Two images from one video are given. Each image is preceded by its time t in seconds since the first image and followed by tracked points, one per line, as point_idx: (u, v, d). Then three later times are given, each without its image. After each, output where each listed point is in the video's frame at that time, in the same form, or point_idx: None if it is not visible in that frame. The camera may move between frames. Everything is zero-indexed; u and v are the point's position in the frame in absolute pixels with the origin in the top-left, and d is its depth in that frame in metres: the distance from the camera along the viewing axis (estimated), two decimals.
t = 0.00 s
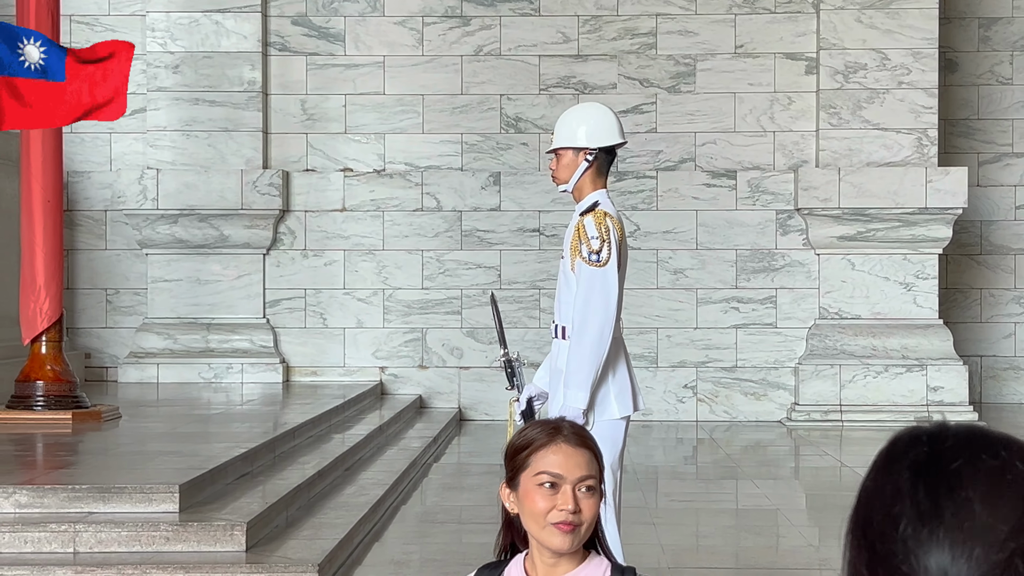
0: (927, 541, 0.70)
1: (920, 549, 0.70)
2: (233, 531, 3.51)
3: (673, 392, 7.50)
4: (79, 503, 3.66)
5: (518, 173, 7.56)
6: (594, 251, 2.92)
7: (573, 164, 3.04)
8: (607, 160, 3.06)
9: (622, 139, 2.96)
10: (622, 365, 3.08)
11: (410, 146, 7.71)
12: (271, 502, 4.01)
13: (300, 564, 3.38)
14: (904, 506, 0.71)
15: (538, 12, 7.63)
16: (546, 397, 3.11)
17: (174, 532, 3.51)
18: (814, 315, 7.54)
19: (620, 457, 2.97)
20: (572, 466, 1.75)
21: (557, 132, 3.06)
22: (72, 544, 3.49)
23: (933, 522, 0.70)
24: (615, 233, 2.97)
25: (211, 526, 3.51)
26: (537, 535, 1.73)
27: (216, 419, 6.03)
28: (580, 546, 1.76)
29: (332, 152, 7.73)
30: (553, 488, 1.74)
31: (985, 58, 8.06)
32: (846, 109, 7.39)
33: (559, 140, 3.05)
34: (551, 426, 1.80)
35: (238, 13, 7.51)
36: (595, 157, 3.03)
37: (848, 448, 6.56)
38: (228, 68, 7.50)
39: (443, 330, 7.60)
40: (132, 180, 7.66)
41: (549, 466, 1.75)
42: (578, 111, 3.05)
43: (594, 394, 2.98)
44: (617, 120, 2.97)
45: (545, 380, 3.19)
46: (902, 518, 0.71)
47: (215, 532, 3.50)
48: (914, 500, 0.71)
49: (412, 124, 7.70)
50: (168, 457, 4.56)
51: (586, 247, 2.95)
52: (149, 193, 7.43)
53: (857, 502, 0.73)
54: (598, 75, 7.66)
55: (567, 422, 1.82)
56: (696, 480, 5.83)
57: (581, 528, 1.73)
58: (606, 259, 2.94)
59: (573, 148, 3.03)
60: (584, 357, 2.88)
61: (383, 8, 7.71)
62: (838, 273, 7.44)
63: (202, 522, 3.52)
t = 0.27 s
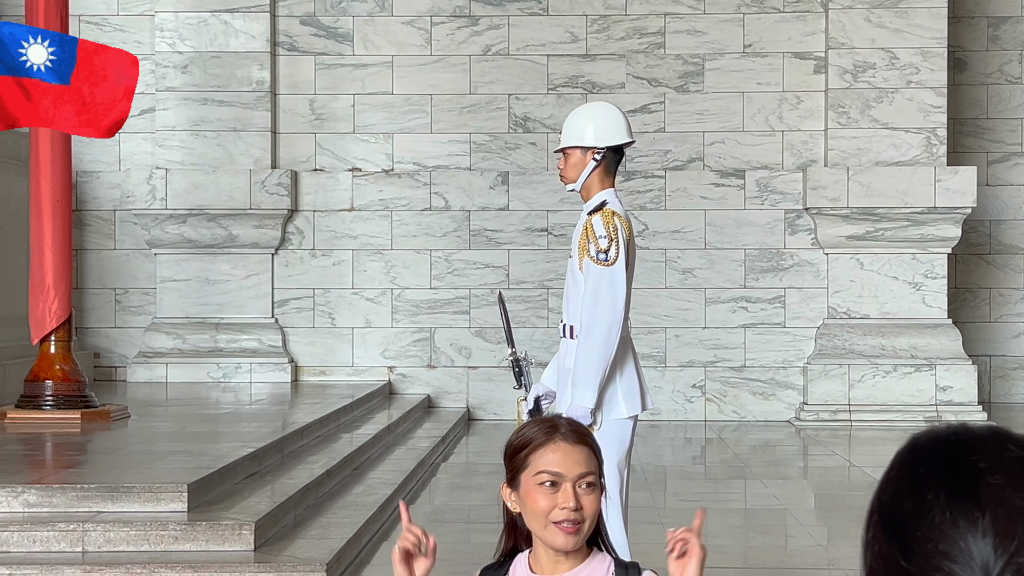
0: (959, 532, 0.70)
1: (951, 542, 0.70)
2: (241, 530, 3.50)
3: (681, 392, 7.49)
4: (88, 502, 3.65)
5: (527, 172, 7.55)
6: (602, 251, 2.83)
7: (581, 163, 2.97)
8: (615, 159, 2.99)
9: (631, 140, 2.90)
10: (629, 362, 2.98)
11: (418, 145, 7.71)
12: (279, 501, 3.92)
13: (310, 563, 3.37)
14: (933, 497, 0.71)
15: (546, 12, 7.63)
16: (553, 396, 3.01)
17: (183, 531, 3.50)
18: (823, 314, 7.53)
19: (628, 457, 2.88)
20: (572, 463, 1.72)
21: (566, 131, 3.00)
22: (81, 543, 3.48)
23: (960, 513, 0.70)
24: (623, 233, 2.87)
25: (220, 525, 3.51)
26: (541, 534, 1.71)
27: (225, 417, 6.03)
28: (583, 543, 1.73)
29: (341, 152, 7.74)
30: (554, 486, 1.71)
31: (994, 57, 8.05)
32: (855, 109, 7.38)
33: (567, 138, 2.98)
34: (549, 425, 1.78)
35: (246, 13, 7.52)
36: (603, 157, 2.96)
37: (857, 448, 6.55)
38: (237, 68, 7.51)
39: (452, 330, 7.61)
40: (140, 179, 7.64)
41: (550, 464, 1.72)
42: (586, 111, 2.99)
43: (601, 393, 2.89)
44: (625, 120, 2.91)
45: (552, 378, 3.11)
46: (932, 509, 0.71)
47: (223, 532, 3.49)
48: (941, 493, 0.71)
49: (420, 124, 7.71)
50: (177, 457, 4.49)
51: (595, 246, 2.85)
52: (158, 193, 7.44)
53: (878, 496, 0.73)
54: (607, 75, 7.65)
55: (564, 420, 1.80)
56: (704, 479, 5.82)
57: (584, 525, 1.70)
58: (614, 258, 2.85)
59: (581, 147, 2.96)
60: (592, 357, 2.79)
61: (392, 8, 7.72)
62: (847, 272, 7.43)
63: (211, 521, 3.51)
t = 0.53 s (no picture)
0: (986, 527, 0.69)
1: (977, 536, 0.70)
2: (247, 530, 3.49)
3: (687, 391, 7.49)
4: (94, 501, 3.65)
5: (532, 172, 7.56)
6: (607, 250, 2.82)
7: (586, 162, 2.95)
8: (620, 159, 2.97)
9: (636, 139, 2.88)
10: (635, 362, 2.96)
11: (424, 145, 7.72)
12: (285, 500, 3.93)
13: (316, 562, 3.36)
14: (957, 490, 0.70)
15: (551, 12, 7.64)
16: (558, 396, 3.00)
17: (189, 531, 3.49)
18: (829, 314, 7.52)
19: (632, 456, 2.86)
20: (579, 462, 1.70)
21: (571, 131, 2.98)
22: (86, 543, 3.48)
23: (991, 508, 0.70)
24: (628, 232, 2.86)
25: (226, 525, 3.50)
26: (548, 532, 1.69)
27: (230, 416, 6.03)
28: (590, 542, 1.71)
29: (346, 151, 7.74)
30: (561, 484, 1.70)
31: (1000, 57, 8.05)
32: (861, 108, 7.37)
33: (572, 138, 2.97)
34: (557, 423, 1.76)
35: (252, 13, 7.52)
36: (609, 156, 2.94)
37: (863, 447, 6.55)
38: (242, 68, 7.51)
39: (457, 329, 7.60)
40: (146, 179, 7.66)
41: (557, 461, 1.71)
42: (591, 111, 2.97)
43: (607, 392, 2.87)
44: (630, 119, 2.89)
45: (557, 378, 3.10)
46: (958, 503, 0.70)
47: (229, 531, 3.48)
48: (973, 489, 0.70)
49: (425, 124, 7.71)
50: (184, 456, 4.49)
51: (600, 245, 2.85)
52: (164, 192, 7.45)
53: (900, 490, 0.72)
54: (612, 74, 7.65)
55: (572, 419, 1.78)
56: (710, 479, 5.81)
57: (591, 524, 1.69)
58: (620, 258, 2.84)
59: (586, 147, 2.94)
60: (596, 356, 2.78)
61: (397, 8, 7.72)
62: (853, 272, 7.42)
63: (217, 520, 3.51)
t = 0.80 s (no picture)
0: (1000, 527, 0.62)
1: (999, 540, 0.62)
2: (251, 529, 3.49)
3: (691, 391, 7.49)
4: (98, 501, 3.65)
5: (536, 172, 7.56)
6: (611, 249, 2.81)
7: (590, 161, 2.95)
8: (624, 157, 2.96)
9: (641, 138, 2.87)
10: (638, 361, 2.95)
11: (427, 144, 7.72)
12: (290, 499, 3.93)
13: (319, 561, 3.36)
14: (988, 493, 0.62)
15: (555, 11, 7.63)
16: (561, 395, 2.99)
17: (193, 530, 3.49)
18: (833, 314, 7.52)
19: (636, 455, 2.85)
20: (572, 457, 1.67)
21: (575, 129, 2.97)
22: (90, 542, 3.48)
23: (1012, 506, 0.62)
24: (632, 231, 2.86)
25: (229, 524, 3.50)
26: (543, 527, 1.66)
27: (234, 416, 6.03)
28: (590, 539, 1.68)
29: (350, 151, 7.74)
30: (554, 480, 1.66)
31: (1004, 56, 8.04)
32: (865, 108, 7.37)
33: (576, 136, 2.95)
34: (554, 419, 1.73)
35: (255, 13, 7.53)
36: (613, 155, 2.93)
37: (867, 447, 6.54)
38: (246, 68, 7.52)
39: (460, 329, 7.60)
40: (150, 179, 7.57)
41: (550, 457, 1.67)
42: (595, 109, 2.96)
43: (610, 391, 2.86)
44: (635, 118, 2.89)
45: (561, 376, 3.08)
46: (989, 511, 0.62)
47: (233, 531, 3.48)
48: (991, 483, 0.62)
49: (429, 123, 7.71)
50: (187, 455, 4.50)
51: (604, 244, 2.84)
52: (167, 192, 7.45)
53: (919, 484, 0.65)
54: (616, 74, 7.65)
55: (571, 414, 1.74)
56: (714, 478, 5.81)
57: (585, 519, 1.65)
58: (624, 256, 2.83)
59: (590, 145, 2.93)
60: (601, 355, 2.76)
61: (401, 8, 7.72)
62: (857, 271, 7.41)
63: (221, 520, 3.51)
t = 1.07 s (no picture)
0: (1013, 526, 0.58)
1: (1009, 539, 0.58)
2: (252, 528, 3.49)
3: (693, 390, 7.49)
4: (99, 500, 3.65)
5: (538, 171, 7.56)
6: (612, 247, 2.81)
7: (591, 159, 2.94)
8: (626, 156, 2.96)
9: (642, 137, 2.87)
10: (639, 360, 2.95)
11: (429, 144, 7.72)
12: (291, 498, 3.93)
13: (321, 560, 3.36)
14: (1002, 492, 0.59)
15: (557, 10, 7.63)
16: (563, 393, 2.99)
17: (194, 529, 3.49)
18: (835, 313, 7.51)
19: (637, 454, 2.85)
20: (562, 455, 1.66)
21: (577, 127, 2.97)
22: (92, 541, 3.48)
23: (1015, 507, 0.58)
24: (634, 230, 2.86)
25: (231, 523, 3.50)
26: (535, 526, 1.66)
27: (236, 415, 6.03)
28: (583, 537, 1.67)
29: (352, 150, 7.75)
30: (544, 479, 1.67)
31: (1007, 55, 8.04)
32: (867, 107, 7.36)
33: (578, 134, 2.95)
34: (548, 417, 1.73)
35: (257, 12, 7.53)
36: (614, 153, 2.93)
37: (869, 446, 6.54)
38: (248, 67, 7.52)
39: (462, 328, 7.60)
40: (151, 178, 7.59)
41: (542, 455, 1.67)
42: (596, 107, 2.96)
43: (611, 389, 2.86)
44: (636, 116, 2.89)
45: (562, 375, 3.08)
46: (1000, 509, 0.58)
47: (234, 530, 3.48)
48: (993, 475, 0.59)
49: (431, 123, 7.71)
50: (189, 454, 4.50)
51: (605, 242, 2.83)
52: (169, 191, 7.45)
53: (928, 473, 0.61)
54: (618, 73, 7.65)
55: (567, 413, 1.73)
56: (716, 478, 5.81)
57: (576, 517, 1.65)
58: (625, 255, 2.83)
59: (591, 143, 2.93)
60: (602, 353, 2.76)
61: (403, 7, 7.72)
62: (859, 270, 7.41)
63: (222, 518, 3.51)
